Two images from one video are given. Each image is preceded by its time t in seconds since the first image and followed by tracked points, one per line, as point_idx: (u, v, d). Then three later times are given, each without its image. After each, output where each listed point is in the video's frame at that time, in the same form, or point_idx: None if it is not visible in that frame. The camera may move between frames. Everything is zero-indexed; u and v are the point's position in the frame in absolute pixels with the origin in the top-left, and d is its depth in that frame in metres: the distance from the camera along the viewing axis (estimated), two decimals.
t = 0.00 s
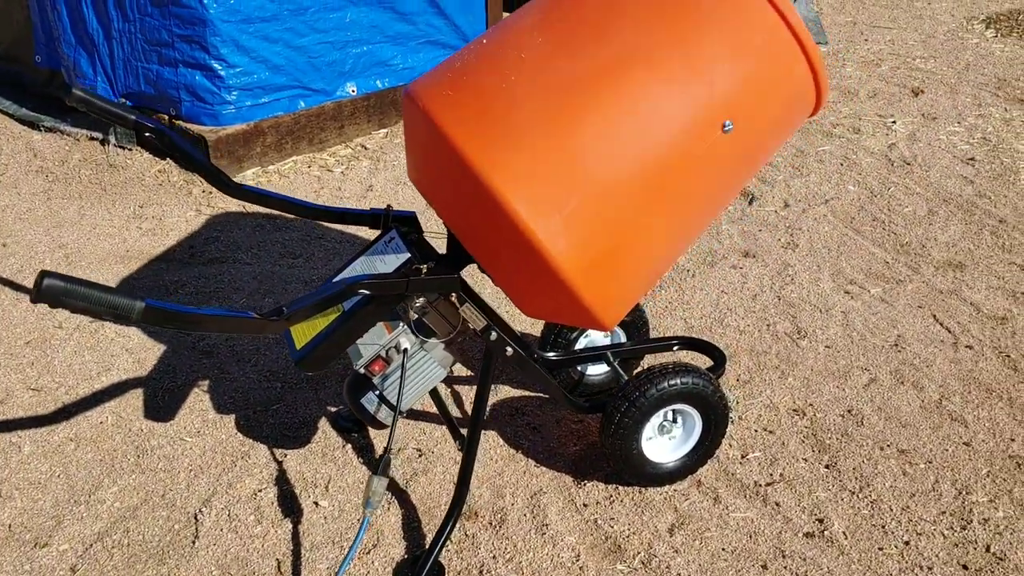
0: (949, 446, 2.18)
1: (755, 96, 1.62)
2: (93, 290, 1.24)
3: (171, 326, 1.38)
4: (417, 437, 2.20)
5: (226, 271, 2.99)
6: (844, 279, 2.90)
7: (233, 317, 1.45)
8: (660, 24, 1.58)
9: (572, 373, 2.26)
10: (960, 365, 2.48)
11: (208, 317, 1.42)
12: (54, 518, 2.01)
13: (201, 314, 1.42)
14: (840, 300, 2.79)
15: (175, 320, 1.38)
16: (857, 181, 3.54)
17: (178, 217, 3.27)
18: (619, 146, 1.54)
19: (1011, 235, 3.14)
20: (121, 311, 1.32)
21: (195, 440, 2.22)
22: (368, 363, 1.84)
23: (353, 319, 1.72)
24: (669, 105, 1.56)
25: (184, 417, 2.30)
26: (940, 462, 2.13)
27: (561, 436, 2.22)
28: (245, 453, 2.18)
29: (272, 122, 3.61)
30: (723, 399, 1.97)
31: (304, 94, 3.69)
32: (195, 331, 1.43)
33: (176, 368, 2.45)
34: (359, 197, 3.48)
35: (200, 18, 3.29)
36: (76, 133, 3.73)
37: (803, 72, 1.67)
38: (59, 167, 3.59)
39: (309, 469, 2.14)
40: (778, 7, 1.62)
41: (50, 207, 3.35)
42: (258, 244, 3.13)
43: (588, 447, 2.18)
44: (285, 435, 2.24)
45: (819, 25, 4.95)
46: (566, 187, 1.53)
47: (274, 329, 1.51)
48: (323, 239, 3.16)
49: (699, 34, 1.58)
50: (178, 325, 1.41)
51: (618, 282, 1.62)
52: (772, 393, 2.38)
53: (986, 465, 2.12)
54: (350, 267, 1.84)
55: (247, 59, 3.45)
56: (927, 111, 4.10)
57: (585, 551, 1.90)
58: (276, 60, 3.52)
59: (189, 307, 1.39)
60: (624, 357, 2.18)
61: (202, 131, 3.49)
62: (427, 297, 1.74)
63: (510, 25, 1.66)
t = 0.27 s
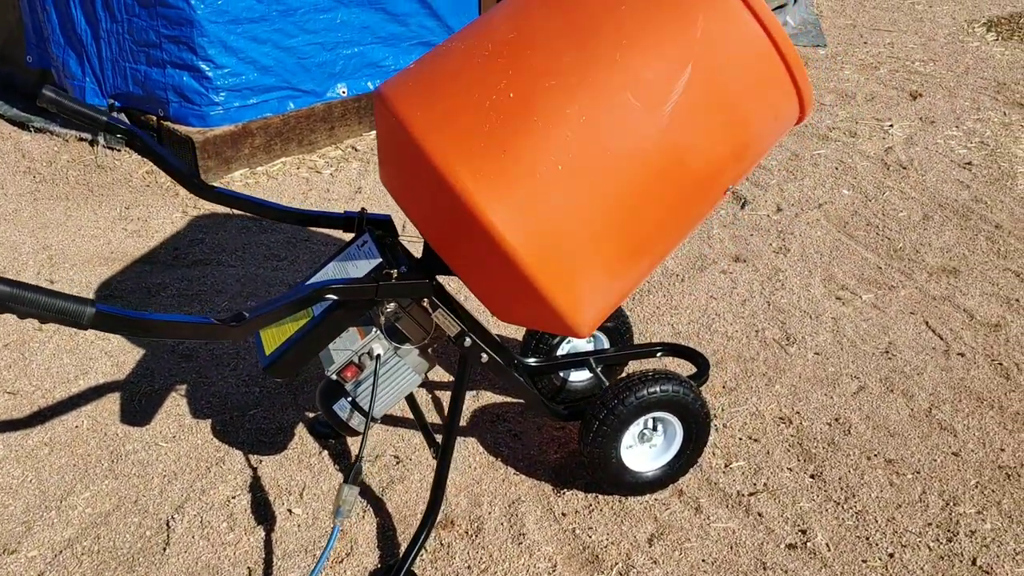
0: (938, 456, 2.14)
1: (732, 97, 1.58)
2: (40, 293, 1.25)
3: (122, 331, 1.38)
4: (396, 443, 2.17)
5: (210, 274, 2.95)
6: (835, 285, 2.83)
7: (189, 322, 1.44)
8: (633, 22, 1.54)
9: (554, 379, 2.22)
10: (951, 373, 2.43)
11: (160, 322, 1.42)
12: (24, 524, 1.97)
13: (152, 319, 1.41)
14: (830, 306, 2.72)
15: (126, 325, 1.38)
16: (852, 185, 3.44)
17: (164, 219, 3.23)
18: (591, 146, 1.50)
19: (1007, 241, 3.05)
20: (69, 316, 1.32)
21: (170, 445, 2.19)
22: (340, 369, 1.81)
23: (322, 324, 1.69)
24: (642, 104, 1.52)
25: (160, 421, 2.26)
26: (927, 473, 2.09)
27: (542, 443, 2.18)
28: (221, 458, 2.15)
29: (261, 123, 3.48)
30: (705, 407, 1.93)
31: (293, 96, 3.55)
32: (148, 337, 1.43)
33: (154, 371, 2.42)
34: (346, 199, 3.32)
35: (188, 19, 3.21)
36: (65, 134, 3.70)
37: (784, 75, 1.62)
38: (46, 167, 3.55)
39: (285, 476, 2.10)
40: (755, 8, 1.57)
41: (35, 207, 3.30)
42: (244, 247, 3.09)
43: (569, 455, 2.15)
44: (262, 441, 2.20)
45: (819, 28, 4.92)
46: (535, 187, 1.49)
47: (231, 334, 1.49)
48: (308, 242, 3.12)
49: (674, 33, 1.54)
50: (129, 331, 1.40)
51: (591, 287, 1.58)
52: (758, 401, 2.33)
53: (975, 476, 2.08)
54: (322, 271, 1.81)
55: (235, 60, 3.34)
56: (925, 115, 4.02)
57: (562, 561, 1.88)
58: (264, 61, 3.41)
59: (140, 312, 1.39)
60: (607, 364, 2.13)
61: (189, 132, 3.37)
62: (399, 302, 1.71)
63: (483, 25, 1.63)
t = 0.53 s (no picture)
0: (937, 464, 2.11)
1: (728, 100, 1.56)
2: (16, 293, 1.25)
3: (101, 331, 1.39)
4: (389, 446, 2.15)
5: (205, 273, 2.93)
6: (836, 289, 2.81)
7: (173, 323, 1.44)
8: (629, 23, 1.52)
9: (549, 382, 2.20)
10: (952, 380, 2.39)
11: (140, 322, 1.42)
12: (12, 525, 1.96)
13: (132, 320, 1.42)
14: (831, 311, 2.70)
15: (104, 325, 1.38)
16: (854, 189, 3.41)
17: (161, 218, 3.20)
18: (584, 147, 1.48)
19: (1011, 246, 3.03)
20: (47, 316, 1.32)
21: (161, 446, 2.17)
22: (330, 372, 1.78)
23: (312, 325, 1.67)
24: (637, 106, 1.50)
25: (152, 422, 2.24)
26: (926, 481, 2.06)
27: (536, 447, 2.16)
28: (212, 460, 2.13)
29: (259, 122, 3.44)
30: (700, 413, 1.90)
31: (293, 95, 3.51)
32: (128, 337, 1.43)
33: (146, 371, 2.39)
34: (346, 199, 3.28)
35: (187, 17, 3.19)
36: (64, 132, 3.69)
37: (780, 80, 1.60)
38: (44, 165, 3.52)
39: (276, 479, 2.08)
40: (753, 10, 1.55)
41: (31, 205, 3.27)
42: (241, 246, 3.07)
43: (563, 460, 2.12)
44: (253, 443, 2.18)
45: (823, 31, 4.90)
46: (527, 188, 1.46)
47: (217, 336, 1.49)
48: (306, 242, 3.10)
49: (670, 35, 1.52)
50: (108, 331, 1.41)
51: (583, 290, 1.56)
52: (756, 406, 2.31)
53: (975, 485, 2.05)
54: (312, 272, 1.79)
55: (233, 58, 3.31)
56: (928, 119, 3.99)
57: (554, 568, 1.86)
58: (263, 60, 3.38)
59: (119, 313, 1.39)
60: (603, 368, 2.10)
61: (188, 131, 3.34)
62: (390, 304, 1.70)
63: (476, 23, 1.60)
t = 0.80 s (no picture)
0: (941, 472, 2.10)
1: (732, 108, 1.55)
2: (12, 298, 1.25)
3: (97, 336, 1.39)
4: (390, 451, 2.15)
5: (209, 275, 2.93)
6: (840, 294, 2.79)
7: (170, 328, 1.44)
8: (633, 30, 1.51)
9: (551, 388, 2.20)
10: (956, 387, 2.38)
11: (136, 327, 1.42)
12: (13, 528, 1.96)
13: (128, 325, 1.42)
14: (835, 316, 2.68)
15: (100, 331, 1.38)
16: (859, 194, 3.39)
17: (165, 220, 3.21)
18: (587, 155, 1.47)
19: (1017, 251, 3.01)
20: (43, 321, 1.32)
21: (163, 449, 2.17)
22: (331, 377, 1.79)
23: (312, 331, 1.67)
24: (640, 114, 1.49)
25: (154, 425, 2.24)
26: (930, 488, 2.05)
27: (538, 453, 2.16)
28: (213, 464, 2.13)
29: (264, 124, 3.43)
30: (702, 420, 1.89)
31: (297, 97, 3.51)
32: (124, 343, 1.43)
33: (149, 373, 2.40)
34: (350, 202, 3.27)
35: (191, 18, 3.17)
36: (69, 133, 3.69)
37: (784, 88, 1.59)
38: (49, 166, 3.53)
39: (277, 483, 2.08)
40: (758, 16, 1.54)
41: (36, 206, 3.28)
42: (244, 249, 3.07)
43: (564, 465, 2.12)
44: (255, 446, 2.18)
45: (830, 34, 4.88)
46: (529, 196, 1.46)
47: (215, 341, 1.48)
48: (309, 245, 3.10)
49: (674, 42, 1.51)
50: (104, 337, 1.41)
51: (584, 298, 1.56)
52: (759, 412, 2.30)
53: (979, 493, 2.04)
54: (313, 276, 1.79)
55: (238, 60, 3.30)
56: (935, 123, 3.97)
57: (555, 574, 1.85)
58: (268, 62, 3.37)
59: (115, 318, 1.39)
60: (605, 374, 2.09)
61: (192, 133, 3.33)
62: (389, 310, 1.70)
63: (479, 30, 1.60)
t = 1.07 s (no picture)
0: (951, 476, 2.08)
1: (744, 112, 1.54)
2: (23, 298, 1.25)
3: (107, 336, 1.39)
4: (398, 452, 2.14)
5: (218, 275, 2.93)
6: (851, 297, 2.78)
7: (178, 328, 1.44)
8: (647, 33, 1.51)
9: (559, 389, 2.19)
10: (968, 390, 2.36)
11: (146, 327, 1.42)
12: (21, 527, 1.96)
13: (138, 325, 1.42)
14: (845, 319, 2.67)
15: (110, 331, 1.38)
16: (869, 196, 3.37)
17: (175, 220, 3.21)
18: (599, 158, 1.47)
19: None
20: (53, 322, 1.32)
21: (171, 449, 2.17)
22: (339, 377, 1.79)
23: (320, 332, 1.67)
24: (652, 117, 1.48)
25: (162, 425, 2.24)
26: (940, 492, 2.04)
27: (546, 455, 2.15)
28: (221, 464, 2.13)
29: (273, 125, 3.44)
30: (711, 422, 1.88)
31: (307, 98, 3.52)
32: (133, 343, 1.43)
33: (158, 373, 2.40)
34: (359, 203, 3.27)
35: (200, 19, 3.17)
36: (80, 133, 3.70)
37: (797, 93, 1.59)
38: (59, 166, 3.54)
39: (285, 483, 2.08)
40: (773, 20, 1.53)
41: (47, 206, 3.29)
42: (253, 249, 3.07)
43: (573, 467, 2.11)
44: (263, 446, 2.18)
45: (841, 35, 4.86)
46: (542, 198, 1.45)
47: (223, 342, 1.48)
48: (318, 245, 3.10)
49: (688, 45, 1.50)
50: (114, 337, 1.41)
51: (595, 302, 1.55)
52: (768, 415, 2.29)
53: (990, 497, 2.02)
54: (322, 277, 1.79)
55: (248, 61, 3.30)
56: (946, 125, 3.95)
57: None
58: (278, 63, 3.37)
59: (125, 318, 1.40)
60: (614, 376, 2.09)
61: (201, 133, 3.33)
62: (398, 310, 1.70)
63: (491, 31, 1.59)
